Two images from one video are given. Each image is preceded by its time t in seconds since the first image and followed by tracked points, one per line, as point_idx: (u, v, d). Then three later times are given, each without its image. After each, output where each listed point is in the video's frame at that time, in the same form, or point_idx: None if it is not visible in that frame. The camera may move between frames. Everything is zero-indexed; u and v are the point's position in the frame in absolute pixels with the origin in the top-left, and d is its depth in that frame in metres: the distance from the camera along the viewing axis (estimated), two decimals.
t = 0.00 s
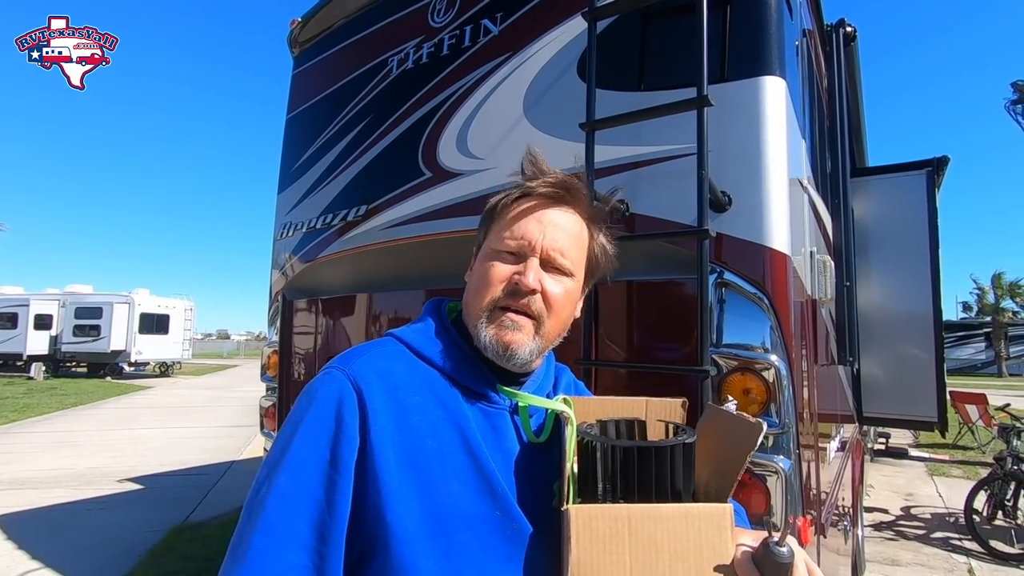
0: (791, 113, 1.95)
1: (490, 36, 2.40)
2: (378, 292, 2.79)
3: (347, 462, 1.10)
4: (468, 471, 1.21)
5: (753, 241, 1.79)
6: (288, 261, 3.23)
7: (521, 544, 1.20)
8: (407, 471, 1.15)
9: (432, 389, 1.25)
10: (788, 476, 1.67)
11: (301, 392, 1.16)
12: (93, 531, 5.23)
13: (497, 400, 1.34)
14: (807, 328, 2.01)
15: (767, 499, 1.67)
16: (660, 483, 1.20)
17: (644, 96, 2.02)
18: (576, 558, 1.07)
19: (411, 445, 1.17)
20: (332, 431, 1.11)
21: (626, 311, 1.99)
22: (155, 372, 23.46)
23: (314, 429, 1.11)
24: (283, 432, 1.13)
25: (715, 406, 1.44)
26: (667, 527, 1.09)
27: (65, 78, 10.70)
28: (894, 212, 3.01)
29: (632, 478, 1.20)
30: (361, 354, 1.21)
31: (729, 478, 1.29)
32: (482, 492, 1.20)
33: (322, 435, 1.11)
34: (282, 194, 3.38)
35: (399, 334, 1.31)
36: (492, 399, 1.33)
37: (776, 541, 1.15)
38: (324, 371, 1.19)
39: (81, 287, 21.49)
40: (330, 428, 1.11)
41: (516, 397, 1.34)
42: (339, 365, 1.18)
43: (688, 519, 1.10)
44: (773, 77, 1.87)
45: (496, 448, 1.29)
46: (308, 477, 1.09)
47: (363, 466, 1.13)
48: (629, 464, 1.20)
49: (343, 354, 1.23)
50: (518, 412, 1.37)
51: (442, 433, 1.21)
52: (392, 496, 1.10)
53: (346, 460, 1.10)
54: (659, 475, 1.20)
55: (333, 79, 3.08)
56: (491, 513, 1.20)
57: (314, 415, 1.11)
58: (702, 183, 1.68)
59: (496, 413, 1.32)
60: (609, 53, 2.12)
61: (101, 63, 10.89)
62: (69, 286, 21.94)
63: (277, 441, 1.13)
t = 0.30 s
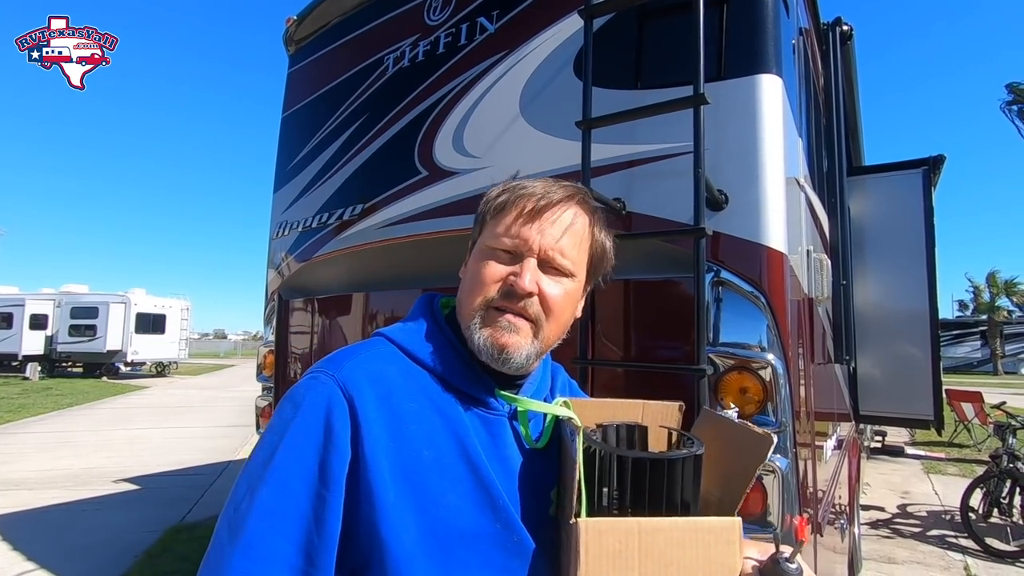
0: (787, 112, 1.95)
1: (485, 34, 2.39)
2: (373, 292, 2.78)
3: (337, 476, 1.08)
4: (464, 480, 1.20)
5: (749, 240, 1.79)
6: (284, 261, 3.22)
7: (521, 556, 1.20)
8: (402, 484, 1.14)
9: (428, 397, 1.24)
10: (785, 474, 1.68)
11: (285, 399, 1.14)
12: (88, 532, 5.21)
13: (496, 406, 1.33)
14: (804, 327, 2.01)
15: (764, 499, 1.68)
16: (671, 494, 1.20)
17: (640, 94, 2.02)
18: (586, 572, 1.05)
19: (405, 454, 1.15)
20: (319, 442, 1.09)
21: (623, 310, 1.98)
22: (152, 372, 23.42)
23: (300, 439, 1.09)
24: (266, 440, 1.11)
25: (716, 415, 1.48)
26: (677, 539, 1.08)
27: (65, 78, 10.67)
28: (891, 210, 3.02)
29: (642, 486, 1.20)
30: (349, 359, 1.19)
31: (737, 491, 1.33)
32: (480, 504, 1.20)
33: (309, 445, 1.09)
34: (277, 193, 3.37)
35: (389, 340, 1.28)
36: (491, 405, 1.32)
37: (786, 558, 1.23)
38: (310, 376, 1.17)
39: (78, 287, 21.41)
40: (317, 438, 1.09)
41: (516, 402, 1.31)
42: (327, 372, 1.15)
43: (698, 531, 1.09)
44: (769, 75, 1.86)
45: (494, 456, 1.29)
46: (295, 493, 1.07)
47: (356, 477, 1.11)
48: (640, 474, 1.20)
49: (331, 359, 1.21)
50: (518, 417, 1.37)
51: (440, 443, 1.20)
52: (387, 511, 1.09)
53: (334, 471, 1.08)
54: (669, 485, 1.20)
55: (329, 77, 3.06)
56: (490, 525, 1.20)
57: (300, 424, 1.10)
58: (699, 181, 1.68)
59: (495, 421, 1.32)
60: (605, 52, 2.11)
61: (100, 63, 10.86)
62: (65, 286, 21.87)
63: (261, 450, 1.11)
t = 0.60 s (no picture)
0: (786, 111, 1.94)
1: (483, 34, 2.39)
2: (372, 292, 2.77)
3: (308, 531, 0.92)
4: (456, 511, 1.11)
5: (748, 239, 1.78)
6: (283, 261, 3.21)
7: None
8: (387, 526, 1.02)
9: (409, 420, 1.12)
10: (784, 474, 1.67)
11: (225, 440, 0.95)
12: (86, 535, 5.20)
13: (477, 423, 1.27)
14: (802, 327, 2.01)
15: (763, 498, 1.67)
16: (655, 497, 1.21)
17: (638, 94, 2.01)
18: None
19: (389, 492, 1.04)
20: (283, 489, 0.93)
21: (621, 310, 1.98)
22: (151, 373, 23.39)
23: (258, 489, 0.92)
24: (200, 492, 0.91)
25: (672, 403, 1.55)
26: (668, 542, 1.07)
27: (65, 79, 10.67)
28: (889, 209, 3.01)
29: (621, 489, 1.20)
30: (306, 385, 1.03)
31: (714, 484, 1.32)
32: (475, 540, 1.10)
33: (269, 495, 0.93)
34: (275, 194, 3.36)
35: (352, 354, 1.13)
36: (474, 422, 1.26)
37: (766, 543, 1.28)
38: (257, 408, 0.99)
39: (76, 288, 21.38)
40: (280, 485, 0.93)
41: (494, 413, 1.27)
42: (282, 403, 0.99)
43: (685, 531, 1.09)
44: (767, 74, 1.86)
45: (478, 479, 1.21)
46: (256, 558, 0.90)
47: (331, 525, 0.97)
48: (613, 479, 1.20)
49: (280, 383, 1.03)
50: (500, 430, 1.34)
51: (426, 476, 1.09)
52: (378, 566, 0.95)
53: (305, 522, 0.93)
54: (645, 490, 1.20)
55: (327, 77, 3.06)
56: (486, 562, 1.10)
57: (255, 469, 0.93)
58: (697, 181, 1.68)
59: (477, 438, 1.25)
60: (603, 51, 2.10)
61: (101, 63, 10.85)
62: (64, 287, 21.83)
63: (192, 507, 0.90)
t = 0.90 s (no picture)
0: (785, 111, 1.94)
1: (482, 34, 2.39)
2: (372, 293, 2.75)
3: None
4: (469, 534, 1.09)
5: (747, 239, 1.78)
6: (281, 262, 3.21)
7: None
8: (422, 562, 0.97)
9: (422, 445, 1.07)
10: (784, 474, 1.68)
11: (239, 482, 0.85)
12: (86, 536, 5.19)
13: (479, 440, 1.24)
14: (802, 327, 2.01)
15: (762, 498, 1.68)
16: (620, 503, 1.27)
17: (637, 94, 2.01)
18: None
19: (417, 525, 0.99)
20: (314, 532, 0.87)
21: (620, 310, 1.98)
22: (151, 374, 23.38)
23: (297, 533, 0.85)
24: (223, 547, 0.82)
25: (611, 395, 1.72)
26: (638, 538, 1.17)
27: (65, 79, 10.67)
28: (889, 209, 3.01)
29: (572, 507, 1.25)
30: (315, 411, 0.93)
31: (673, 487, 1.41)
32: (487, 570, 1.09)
33: (304, 538, 0.86)
34: (274, 195, 3.36)
35: (347, 368, 1.05)
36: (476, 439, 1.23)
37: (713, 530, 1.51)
38: (264, 440, 0.88)
39: (76, 289, 21.37)
40: (310, 527, 0.87)
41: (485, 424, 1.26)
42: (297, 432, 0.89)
43: (651, 525, 1.20)
44: (766, 74, 1.85)
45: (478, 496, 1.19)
46: None
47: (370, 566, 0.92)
48: (592, 483, 1.25)
49: (278, 410, 0.92)
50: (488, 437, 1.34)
51: (442, 505, 1.06)
52: None
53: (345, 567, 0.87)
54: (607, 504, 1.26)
55: (326, 78, 3.05)
56: None
57: (294, 510, 0.86)
58: (696, 181, 1.67)
59: (477, 455, 1.22)
60: (602, 51, 2.10)
61: (100, 63, 10.84)
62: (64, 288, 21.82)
63: (217, 566, 0.80)
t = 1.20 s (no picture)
0: (788, 110, 1.93)
1: (484, 35, 2.38)
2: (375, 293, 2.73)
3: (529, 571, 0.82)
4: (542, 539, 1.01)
5: (750, 239, 1.78)
6: (283, 263, 3.21)
7: None
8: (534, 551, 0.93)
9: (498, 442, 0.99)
10: (788, 476, 1.67)
11: (384, 517, 0.74)
12: (88, 537, 5.20)
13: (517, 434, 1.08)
14: (806, 328, 2.00)
15: (766, 500, 1.67)
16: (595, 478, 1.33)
17: (640, 94, 2.01)
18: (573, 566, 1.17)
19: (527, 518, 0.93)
20: (489, 543, 0.79)
21: (622, 310, 1.97)
22: (153, 375, 23.41)
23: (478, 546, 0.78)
24: None
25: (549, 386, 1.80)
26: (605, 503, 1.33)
27: (66, 79, 10.70)
28: (891, 209, 3.00)
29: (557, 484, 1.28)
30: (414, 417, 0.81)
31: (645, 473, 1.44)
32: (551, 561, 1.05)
33: (485, 551, 0.78)
34: (276, 196, 3.36)
35: (421, 376, 0.90)
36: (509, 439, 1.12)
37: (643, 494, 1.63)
38: (380, 465, 0.77)
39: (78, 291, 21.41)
40: (484, 539, 0.79)
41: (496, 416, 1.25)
42: (413, 445, 0.79)
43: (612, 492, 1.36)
44: (769, 74, 1.85)
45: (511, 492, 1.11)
46: None
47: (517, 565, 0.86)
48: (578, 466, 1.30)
49: (370, 433, 0.79)
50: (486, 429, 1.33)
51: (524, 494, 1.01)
52: None
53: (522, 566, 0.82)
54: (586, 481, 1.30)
55: (327, 79, 3.05)
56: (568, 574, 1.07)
57: (466, 525, 0.77)
58: (699, 181, 1.67)
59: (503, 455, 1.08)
60: (605, 52, 2.10)
61: (101, 63, 10.87)
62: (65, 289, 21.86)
63: None
